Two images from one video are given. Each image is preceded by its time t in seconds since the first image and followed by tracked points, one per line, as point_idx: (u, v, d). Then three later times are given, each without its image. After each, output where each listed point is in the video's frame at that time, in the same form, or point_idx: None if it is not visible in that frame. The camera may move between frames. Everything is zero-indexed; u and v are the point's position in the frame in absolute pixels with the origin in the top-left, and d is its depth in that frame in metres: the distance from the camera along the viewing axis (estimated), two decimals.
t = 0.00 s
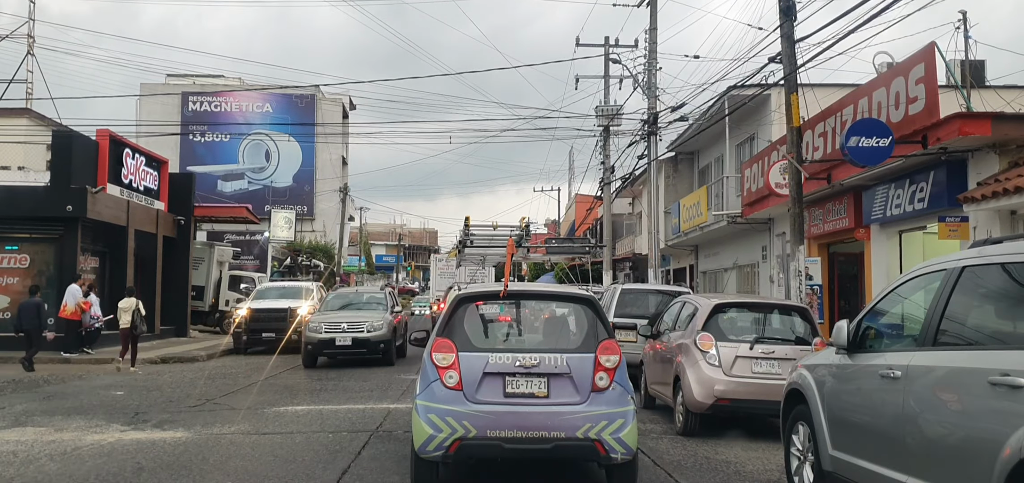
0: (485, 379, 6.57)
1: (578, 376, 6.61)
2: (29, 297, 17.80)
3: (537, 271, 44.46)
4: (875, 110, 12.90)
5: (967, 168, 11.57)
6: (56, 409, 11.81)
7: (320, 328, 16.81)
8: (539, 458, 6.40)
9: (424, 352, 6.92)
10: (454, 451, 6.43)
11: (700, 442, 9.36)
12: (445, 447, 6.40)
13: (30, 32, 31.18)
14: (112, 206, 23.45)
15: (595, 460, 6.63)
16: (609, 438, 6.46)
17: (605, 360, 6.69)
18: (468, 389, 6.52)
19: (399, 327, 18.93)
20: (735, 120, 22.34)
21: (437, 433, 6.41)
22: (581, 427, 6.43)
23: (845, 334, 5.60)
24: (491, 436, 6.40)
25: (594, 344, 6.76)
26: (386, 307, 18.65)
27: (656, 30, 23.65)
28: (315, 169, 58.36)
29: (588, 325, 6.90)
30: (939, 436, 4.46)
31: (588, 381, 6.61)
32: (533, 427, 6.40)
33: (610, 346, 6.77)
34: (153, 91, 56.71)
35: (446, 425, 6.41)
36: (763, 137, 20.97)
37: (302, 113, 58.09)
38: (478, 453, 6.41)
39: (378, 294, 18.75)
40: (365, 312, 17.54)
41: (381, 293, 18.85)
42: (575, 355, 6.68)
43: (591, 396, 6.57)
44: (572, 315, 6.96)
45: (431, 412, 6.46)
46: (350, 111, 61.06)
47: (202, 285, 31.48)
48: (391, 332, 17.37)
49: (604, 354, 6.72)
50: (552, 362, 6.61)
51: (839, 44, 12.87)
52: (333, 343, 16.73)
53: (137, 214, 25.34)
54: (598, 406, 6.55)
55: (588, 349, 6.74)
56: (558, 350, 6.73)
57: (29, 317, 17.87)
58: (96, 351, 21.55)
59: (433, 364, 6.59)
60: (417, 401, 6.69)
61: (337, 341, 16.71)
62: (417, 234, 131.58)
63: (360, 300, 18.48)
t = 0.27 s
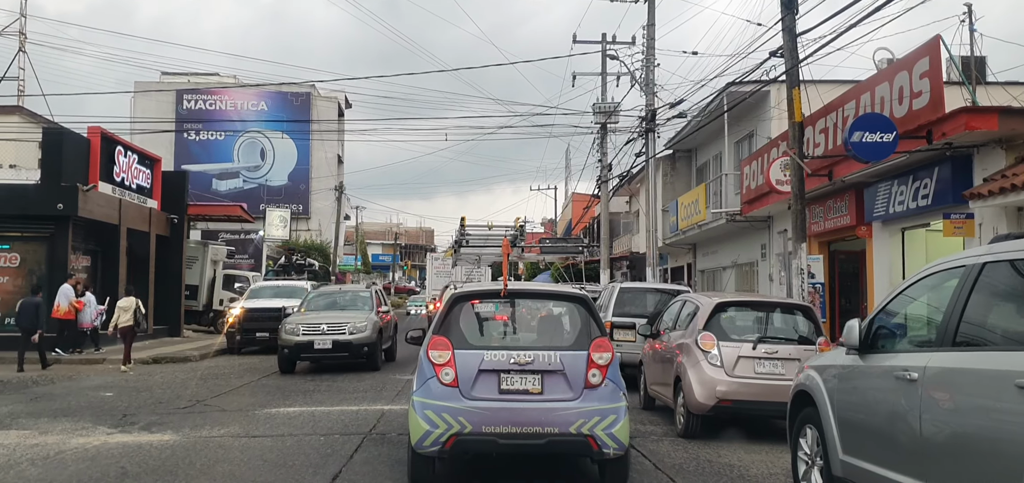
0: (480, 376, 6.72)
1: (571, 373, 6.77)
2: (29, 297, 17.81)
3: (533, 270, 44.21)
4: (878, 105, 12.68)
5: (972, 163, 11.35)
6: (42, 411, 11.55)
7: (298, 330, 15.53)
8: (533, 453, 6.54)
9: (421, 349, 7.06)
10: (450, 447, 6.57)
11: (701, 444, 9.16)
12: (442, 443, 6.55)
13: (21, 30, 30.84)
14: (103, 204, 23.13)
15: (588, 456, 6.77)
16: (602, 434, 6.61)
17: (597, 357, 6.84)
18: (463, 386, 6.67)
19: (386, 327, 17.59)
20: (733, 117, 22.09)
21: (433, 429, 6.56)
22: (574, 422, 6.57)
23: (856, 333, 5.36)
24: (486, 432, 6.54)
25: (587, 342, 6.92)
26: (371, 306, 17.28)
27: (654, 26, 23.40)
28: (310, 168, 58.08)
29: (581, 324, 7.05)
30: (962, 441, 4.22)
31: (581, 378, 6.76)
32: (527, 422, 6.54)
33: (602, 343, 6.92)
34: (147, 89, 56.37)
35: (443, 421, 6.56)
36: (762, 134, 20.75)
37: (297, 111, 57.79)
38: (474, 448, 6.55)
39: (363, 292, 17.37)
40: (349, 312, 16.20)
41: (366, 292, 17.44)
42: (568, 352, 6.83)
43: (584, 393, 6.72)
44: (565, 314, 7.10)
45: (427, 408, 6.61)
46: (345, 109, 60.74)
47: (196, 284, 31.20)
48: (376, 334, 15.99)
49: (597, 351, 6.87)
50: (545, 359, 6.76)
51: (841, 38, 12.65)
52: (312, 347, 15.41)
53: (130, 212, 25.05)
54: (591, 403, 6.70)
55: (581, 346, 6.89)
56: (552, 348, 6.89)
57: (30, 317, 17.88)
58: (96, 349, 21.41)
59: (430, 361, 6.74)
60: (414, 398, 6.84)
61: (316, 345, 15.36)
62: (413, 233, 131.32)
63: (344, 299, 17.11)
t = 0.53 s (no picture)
0: (475, 374, 6.74)
1: (564, 371, 6.79)
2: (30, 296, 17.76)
3: (529, 270, 43.99)
4: (882, 100, 12.46)
5: (978, 159, 11.13)
6: (28, 413, 11.27)
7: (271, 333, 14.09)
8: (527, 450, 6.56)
9: (417, 349, 7.10)
10: (445, 444, 6.60)
11: (703, 447, 8.95)
12: (437, 440, 6.58)
13: (13, 27, 30.52)
14: (96, 203, 22.83)
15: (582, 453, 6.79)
16: (595, 430, 6.64)
17: (591, 355, 6.87)
18: (458, 384, 6.69)
19: (371, 329, 16.13)
20: (732, 115, 21.88)
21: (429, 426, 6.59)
22: (567, 419, 6.59)
23: (870, 334, 5.14)
24: (481, 428, 6.55)
25: (580, 340, 6.95)
26: (355, 307, 15.81)
27: (652, 23, 23.18)
28: (306, 167, 57.81)
29: (575, 323, 7.09)
30: (987, 450, 3.97)
31: (575, 375, 6.78)
32: (521, 419, 6.56)
33: (595, 342, 6.96)
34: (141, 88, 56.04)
35: (438, 418, 6.58)
36: (761, 131, 20.54)
37: (292, 110, 57.52)
38: (468, 445, 6.57)
39: (346, 290, 15.90)
40: (328, 313, 14.73)
41: (350, 290, 15.95)
42: (562, 350, 6.86)
43: (578, 390, 6.74)
44: (559, 313, 7.15)
45: (423, 406, 6.63)
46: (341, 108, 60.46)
47: (189, 284, 30.92)
48: (358, 337, 14.51)
49: (590, 349, 6.90)
50: (539, 357, 6.79)
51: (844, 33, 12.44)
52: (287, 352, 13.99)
53: (123, 212, 24.78)
54: (584, 400, 6.72)
55: (575, 345, 6.92)
56: (546, 346, 6.92)
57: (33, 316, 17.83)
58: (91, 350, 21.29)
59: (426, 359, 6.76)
60: (410, 397, 6.86)
61: (290, 350, 13.92)
62: (409, 233, 131.10)
63: (326, 298, 15.65)
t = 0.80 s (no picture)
0: (470, 373, 6.92)
1: (557, 369, 6.98)
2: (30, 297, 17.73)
3: (526, 270, 43.75)
4: (884, 96, 12.26)
5: (984, 155, 10.94)
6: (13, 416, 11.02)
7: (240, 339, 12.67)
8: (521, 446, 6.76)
9: (413, 347, 7.26)
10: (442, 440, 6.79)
11: (705, 450, 8.78)
12: (433, 437, 6.77)
13: (4, 25, 30.20)
14: (87, 202, 22.54)
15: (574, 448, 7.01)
16: (587, 428, 6.85)
17: (583, 354, 7.06)
18: (454, 382, 6.87)
19: (353, 333, 14.68)
20: (731, 112, 21.67)
21: (425, 423, 6.77)
22: (560, 417, 6.79)
23: (883, 333, 4.91)
24: (476, 426, 6.75)
25: (573, 340, 7.13)
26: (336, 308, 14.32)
27: (650, 20, 22.96)
28: (301, 167, 57.55)
29: (568, 322, 7.25)
30: (1009, 457, 3.77)
31: (567, 374, 6.97)
32: (515, 416, 6.75)
33: (587, 341, 7.14)
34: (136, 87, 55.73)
35: (434, 416, 6.76)
36: (760, 129, 20.34)
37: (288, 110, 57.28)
38: (464, 442, 6.77)
39: (326, 290, 14.40)
40: (304, 317, 13.28)
41: (330, 290, 14.51)
42: (555, 349, 7.03)
43: (570, 388, 6.94)
44: (552, 313, 7.31)
45: (420, 403, 6.81)
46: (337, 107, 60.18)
47: (184, 284, 30.67)
48: (336, 344, 13.03)
49: (582, 349, 7.08)
50: (533, 357, 6.97)
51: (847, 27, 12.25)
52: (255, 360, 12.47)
53: (115, 211, 24.50)
54: (577, 397, 6.91)
55: (567, 344, 7.10)
56: (539, 345, 7.09)
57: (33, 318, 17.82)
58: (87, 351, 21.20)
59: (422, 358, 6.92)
60: (406, 394, 7.03)
61: (260, 358, 12.44)
62: (406, 232, 130.83)
63: (305, 298, 14.21)
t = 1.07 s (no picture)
0: (469, 372, 7.06)
1: (554, 369, 7.11)
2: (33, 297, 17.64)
3: (525, 271, 43.51)
4: (890, 92, 12.05)
5: (993, 152, 10.73)
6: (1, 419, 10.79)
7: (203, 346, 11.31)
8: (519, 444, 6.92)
9: (414, 346, 7.39)
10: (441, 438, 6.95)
11: (709, 453, 8.60)
12: (433, 435, 6.93)
13: None
14: (82, 202, 22.29)
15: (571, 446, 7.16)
16: (583, 426, 6.99)
17: (579, 354, 7.19)
18: (454, 381, 7.01)
19: (333, 338, 13.29)
20: (732, 110, 21.46)
21: (425, 421, 6.92)
22: (557, 415, 6.94)
23: (903, 334, 4.68)
24: (475, 424, 6.91)
25: (569, 340, 7.26)
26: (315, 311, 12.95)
27: (650, 17, 22.74)
28: (299, 166, 57.29)
29: (565, 322, 7.38)
30: None
31: (564, 373, 7.11)
32: (513, 415, 6.91)
33: (584, 341, 7.27)
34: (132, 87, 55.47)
35: (434, 414, 6.92)
36: (761, 127, 20.13)
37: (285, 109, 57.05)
38: (464, 439, 6.92)
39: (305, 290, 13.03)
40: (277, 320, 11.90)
41: (309, 290, 13.13)
42: (552, 349, 7.17)
43: (567, 387, 7.08)
44: (549, 313, 7.42)
45: (420, 402, 6.96)
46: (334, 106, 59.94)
47: (180, 285, 30.42)
48: (313, 350, 11.62)
49: (579, 348, 7.22)
50: (530, 356, 7.10)
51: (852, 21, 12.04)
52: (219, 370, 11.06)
53: (110, 211, 24.26)
54: (573, 396, 7.06)
55: (565, 344, 7.24)
56: (537, 345, 7.22)
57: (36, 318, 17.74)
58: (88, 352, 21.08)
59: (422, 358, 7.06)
60: (407, 392, 7.18)
61: (225, 368, 11.04)
62: (404, 233, 130.55)
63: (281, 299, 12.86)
